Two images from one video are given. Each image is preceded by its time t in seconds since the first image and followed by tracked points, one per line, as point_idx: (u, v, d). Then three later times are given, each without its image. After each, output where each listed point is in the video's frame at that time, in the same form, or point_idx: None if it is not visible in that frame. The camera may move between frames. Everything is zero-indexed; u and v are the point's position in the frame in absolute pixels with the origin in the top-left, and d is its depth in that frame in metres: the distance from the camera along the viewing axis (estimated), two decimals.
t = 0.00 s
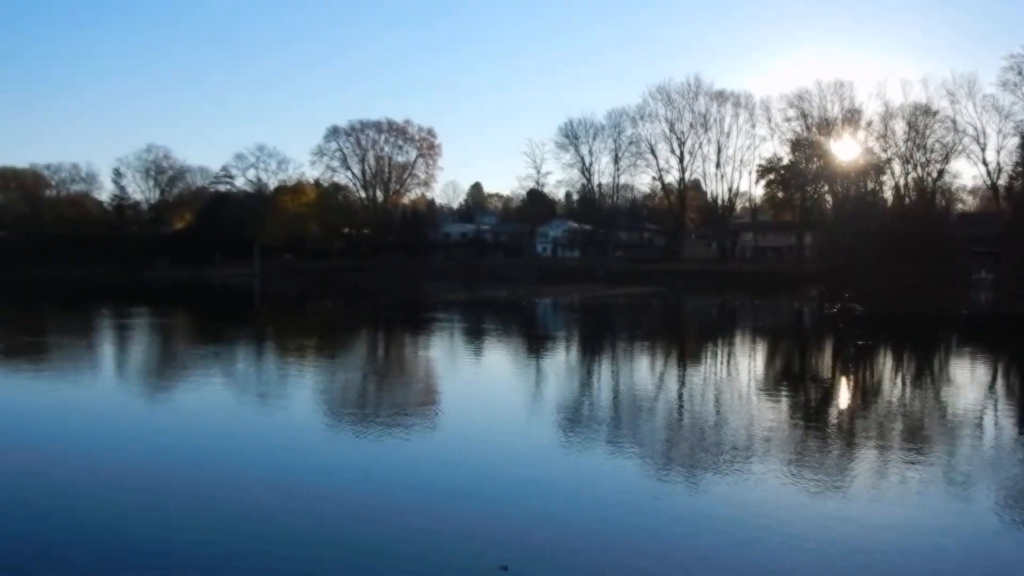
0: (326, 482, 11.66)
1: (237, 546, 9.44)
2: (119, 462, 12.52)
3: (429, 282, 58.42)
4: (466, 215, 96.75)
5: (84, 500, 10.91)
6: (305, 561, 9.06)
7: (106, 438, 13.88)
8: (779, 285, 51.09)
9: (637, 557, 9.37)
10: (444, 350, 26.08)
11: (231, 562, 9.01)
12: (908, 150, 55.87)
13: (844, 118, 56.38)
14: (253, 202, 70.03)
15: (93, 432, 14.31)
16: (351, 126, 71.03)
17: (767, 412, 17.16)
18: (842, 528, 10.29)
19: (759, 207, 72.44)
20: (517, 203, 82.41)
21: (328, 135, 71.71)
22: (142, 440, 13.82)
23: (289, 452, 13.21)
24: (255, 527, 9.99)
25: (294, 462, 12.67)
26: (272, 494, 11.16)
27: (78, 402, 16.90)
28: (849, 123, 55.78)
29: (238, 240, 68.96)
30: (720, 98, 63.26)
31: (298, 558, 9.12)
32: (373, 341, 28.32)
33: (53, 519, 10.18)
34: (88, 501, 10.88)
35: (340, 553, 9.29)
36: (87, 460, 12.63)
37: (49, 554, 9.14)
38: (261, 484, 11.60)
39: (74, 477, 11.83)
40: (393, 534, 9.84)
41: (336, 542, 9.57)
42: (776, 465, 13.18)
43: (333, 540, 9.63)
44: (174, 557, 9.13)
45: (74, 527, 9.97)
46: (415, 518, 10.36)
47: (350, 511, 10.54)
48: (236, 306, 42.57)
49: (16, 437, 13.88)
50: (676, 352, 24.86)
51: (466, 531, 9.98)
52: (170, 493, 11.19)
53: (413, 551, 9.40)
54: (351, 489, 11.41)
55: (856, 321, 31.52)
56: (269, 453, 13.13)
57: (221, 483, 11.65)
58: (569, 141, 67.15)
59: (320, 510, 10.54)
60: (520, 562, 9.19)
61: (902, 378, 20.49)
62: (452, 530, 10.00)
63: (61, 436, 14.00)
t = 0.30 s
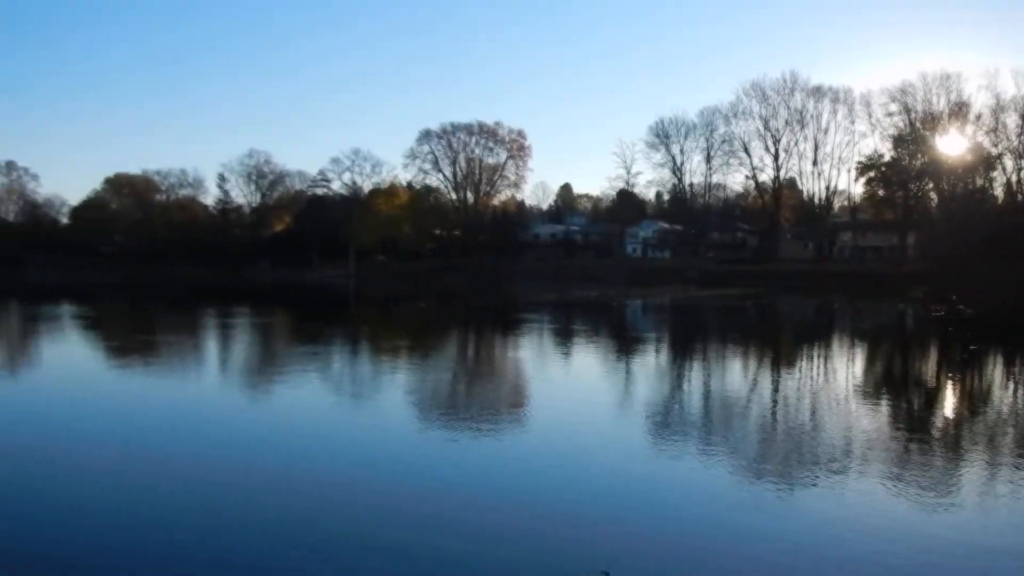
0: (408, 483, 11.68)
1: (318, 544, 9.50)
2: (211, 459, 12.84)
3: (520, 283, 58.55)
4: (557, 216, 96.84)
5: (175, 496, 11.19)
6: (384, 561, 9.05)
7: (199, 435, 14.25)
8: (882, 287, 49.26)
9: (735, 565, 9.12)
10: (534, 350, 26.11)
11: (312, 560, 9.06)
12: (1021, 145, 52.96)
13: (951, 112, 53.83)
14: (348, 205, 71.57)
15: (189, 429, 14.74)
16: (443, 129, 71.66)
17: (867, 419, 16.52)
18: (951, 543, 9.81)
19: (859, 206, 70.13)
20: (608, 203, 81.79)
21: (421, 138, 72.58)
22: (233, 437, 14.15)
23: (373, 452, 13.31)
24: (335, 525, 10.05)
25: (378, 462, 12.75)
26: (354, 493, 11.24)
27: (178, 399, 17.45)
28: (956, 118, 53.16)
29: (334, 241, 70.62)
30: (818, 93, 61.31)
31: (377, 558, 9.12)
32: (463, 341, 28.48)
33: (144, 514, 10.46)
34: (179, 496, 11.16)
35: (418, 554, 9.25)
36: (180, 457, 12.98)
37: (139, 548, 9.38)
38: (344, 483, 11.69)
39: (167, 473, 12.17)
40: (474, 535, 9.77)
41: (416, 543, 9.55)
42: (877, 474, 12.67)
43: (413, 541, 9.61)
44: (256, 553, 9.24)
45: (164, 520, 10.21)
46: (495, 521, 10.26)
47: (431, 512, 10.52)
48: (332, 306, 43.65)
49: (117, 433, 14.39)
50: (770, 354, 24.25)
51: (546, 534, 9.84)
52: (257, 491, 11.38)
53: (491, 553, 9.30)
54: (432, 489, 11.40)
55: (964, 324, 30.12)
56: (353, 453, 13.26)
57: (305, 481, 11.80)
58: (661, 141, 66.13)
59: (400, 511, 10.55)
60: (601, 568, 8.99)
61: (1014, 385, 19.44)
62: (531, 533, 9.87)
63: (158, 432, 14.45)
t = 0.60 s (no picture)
0: (458, 485, 11.64)
1: (363, 545, 9.53)
2: (263, 460, 12.93)
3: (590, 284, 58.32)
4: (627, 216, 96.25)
5: (221, 497, 11.26)
6: (427, 563, 9.03)
7: (255, 436, 14.39)
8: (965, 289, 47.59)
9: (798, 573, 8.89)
10: (602, 351, 25.99)
11: (352, 563, 9.05)
12: None
13: None
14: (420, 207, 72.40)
15: (248, 429, 14.89)
16: (512, 130, 71.39)
17: (948, 425, 15.96)
18: None
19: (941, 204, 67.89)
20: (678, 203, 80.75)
21: (490, 139, 72.73)
22: (286, 437, 14.25)
23: (430, 454, 13.30)
24: (379, 527, 10.07)
25: (434, 464, 12.73)
26: (401, 496, 11.24)
27: (248, 399, 17.59)
28: None
29: (404, 242, 71.53)
30: (898, 88, 59.55)
31: (419, 560, 9.10)
32: (533, 341, 28.49)
33: (190, 514, 10.54)
34: (225, 497, 11.23)
35: (461, 557, 9.19)
36: (232, 457, 13.09)
37: (182, 549, 9.44)
38: (392, 486, 11.68)
39: (216, 473, 12.27)
40: (522, 538, 9.73)
41: (460, 546, 9.50)
42: (957, 482, 12.22)
43: (458, 543, 9.58)
44: (298, 553, 9.28)
45: (207, 522, 10.26)
46: (545, 523, 10.16)
47: (479, 515, 10.46)
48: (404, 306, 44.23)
49: (175, 433, 14.60)
50: (846, 357, 23.64)
51: (593, 538, 9.73)
52: (303, 492, 11.43)
53: (537, 556, 9.23)
54: (480, 493, 11.33)
55: None
56: (409, 454, 13.26)
57: (354, 483, 11.82)
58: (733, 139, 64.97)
59: (446, 513, 10.53)
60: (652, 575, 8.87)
61: None
62: (578, 536, 9.79)
63: (218, 431, 14.65)
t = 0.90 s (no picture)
0: (481, 487, 11.45)
1: (378, 543, 9.40)
2: (272, 459, 12.60)
3: (638, 285, 57.89)
4: (676, 217, 95.42)
5: (224, 495, 10.92)
6: (442, 564, 8.88)
7: (267, 434, 14.06)
8: None
9: None
10: (650, 352, 25.67)
11: (361, 565, 8.78)
12: None
13: None
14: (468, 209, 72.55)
15: (266, 427, 14.61)
16: (560, 131, 71.25)
17: (1010, 431, 15.39)
18: None
19: (1001, 204, 66.04)
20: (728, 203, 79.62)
21: (538, 140, 72.60)
22: (299, 436, 13.96)
23: (452, 456, 13.01)
24: (393, 527, 9.87)
25: (454, 466, 12.44)
26: (419, 496, 11.03)
27: (294, 399, 17.72)
28: None
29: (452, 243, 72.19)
30: (956, 84, 58.05)
31: (435, 561, 8.95)
32: (579, 342, 28.34)
33: (189, 513, 10.19)
34: (227, 496, 10.88)
35: (478, 560, 9.03)
36: (240, 456, 12.77)
37: (180, 550, 9.08)
38: (409, 486, 11.44)
39: (219, 472, 11.91)
40: (544, 541, 9.56)
41: (478, 548, 9.35)
42: (1019, 491, 11.76)
43: (476, 545, 9.43)
44: (305, 554, 9.03)
45: (207, 522, 9.90)
46: (567, 527, 9.99)
47: (501, 516, 10.30)
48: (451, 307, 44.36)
49: (186, 431, 14.26)
50: (901, 359, 23.04)
51: (616, 543, 9.55)
52: (310, 491, 11.13)
53: (556, 560, 9.07)
54: (501, 495, 11.14)
55: None
56: (429, 455, 12.97)
57: (366, 482, 11.54)
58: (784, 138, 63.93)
59: (465, 514, 10.34)
60: None
61: None
62: (601, 541, 9.60)
63: (234, 430, 14.37)
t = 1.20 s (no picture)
0: (494, 488, 11.43)
1: (387, 541, 9.43)
2: (282, 460, 12.55)
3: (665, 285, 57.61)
4: (704, 218, 94.84)
5: (232, 495, 10.90)
6: (450, 560, 8.94)
7: (280, 435, 14.00)
8: None
9: None
10: (677, 354, 25.49)
11: (368, 565, 8.76)
12: None
13: None
14: (494, 210, 72.59)
15: (281, 428, 14.60)
16: (586, 131, 71.05)
17: None
18: None
19: None
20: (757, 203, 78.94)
21: (565, 141, 72.44)
22: (312, 437, 13.92)
23: (468, 457, 12.94)
24: (402, 525, 9.87)
25: (469, 467, 12.39)
26: (430, 496, 11.02)
27: (319, 399, 17.77)
28: None
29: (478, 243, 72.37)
30: (991, 81, 57.13)
31: (443, 559, 8.97)
32: (605, 343, 28.22)
33: (193, 514, 10.15)
34: (233, 497, 10.84)
35: (488, 558, 9.03)
36: (251, 456, 12.75)
37: (184, 550, 9.05)
38: (420, 486, 11.42)
39: (228, 473, 11.87)
40: (555, 540, 9.57)
41: (489, 546, 9.35)
42: None
43: (487, 544, 9.42)
44: (313, 551, 9.06)
45: (212, 523, 9.87)
46: (578, 527, 9.96)
47: (511, 515, 10.31)
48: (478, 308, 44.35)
49: (199, 431, 14.25)
50: (933, 362, 22.68)
51: (627, 542, 9.55)
52: (319, 491, 11.10)
53: (567, 560, 9.02)
54: (514, 495, 11.13)
55: None
56: (443, 456, 12.93)
57: (376, 482, 11.52)
58: (814, 138, 63.26)
59: (475, 514, 10.33)
60: None
61: None
62: (611, 540, 9.60)
63: (248, 431, 14.36)
